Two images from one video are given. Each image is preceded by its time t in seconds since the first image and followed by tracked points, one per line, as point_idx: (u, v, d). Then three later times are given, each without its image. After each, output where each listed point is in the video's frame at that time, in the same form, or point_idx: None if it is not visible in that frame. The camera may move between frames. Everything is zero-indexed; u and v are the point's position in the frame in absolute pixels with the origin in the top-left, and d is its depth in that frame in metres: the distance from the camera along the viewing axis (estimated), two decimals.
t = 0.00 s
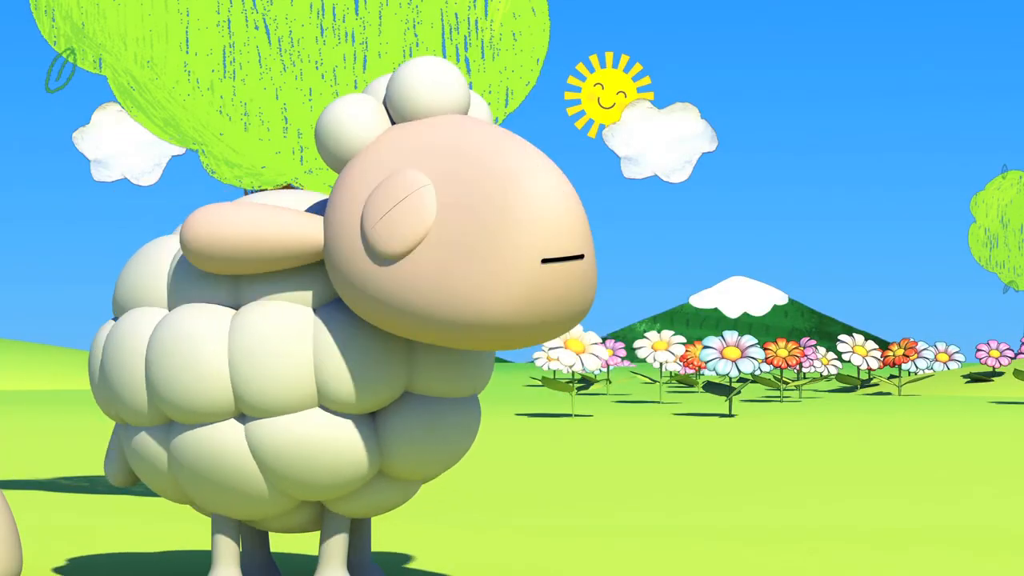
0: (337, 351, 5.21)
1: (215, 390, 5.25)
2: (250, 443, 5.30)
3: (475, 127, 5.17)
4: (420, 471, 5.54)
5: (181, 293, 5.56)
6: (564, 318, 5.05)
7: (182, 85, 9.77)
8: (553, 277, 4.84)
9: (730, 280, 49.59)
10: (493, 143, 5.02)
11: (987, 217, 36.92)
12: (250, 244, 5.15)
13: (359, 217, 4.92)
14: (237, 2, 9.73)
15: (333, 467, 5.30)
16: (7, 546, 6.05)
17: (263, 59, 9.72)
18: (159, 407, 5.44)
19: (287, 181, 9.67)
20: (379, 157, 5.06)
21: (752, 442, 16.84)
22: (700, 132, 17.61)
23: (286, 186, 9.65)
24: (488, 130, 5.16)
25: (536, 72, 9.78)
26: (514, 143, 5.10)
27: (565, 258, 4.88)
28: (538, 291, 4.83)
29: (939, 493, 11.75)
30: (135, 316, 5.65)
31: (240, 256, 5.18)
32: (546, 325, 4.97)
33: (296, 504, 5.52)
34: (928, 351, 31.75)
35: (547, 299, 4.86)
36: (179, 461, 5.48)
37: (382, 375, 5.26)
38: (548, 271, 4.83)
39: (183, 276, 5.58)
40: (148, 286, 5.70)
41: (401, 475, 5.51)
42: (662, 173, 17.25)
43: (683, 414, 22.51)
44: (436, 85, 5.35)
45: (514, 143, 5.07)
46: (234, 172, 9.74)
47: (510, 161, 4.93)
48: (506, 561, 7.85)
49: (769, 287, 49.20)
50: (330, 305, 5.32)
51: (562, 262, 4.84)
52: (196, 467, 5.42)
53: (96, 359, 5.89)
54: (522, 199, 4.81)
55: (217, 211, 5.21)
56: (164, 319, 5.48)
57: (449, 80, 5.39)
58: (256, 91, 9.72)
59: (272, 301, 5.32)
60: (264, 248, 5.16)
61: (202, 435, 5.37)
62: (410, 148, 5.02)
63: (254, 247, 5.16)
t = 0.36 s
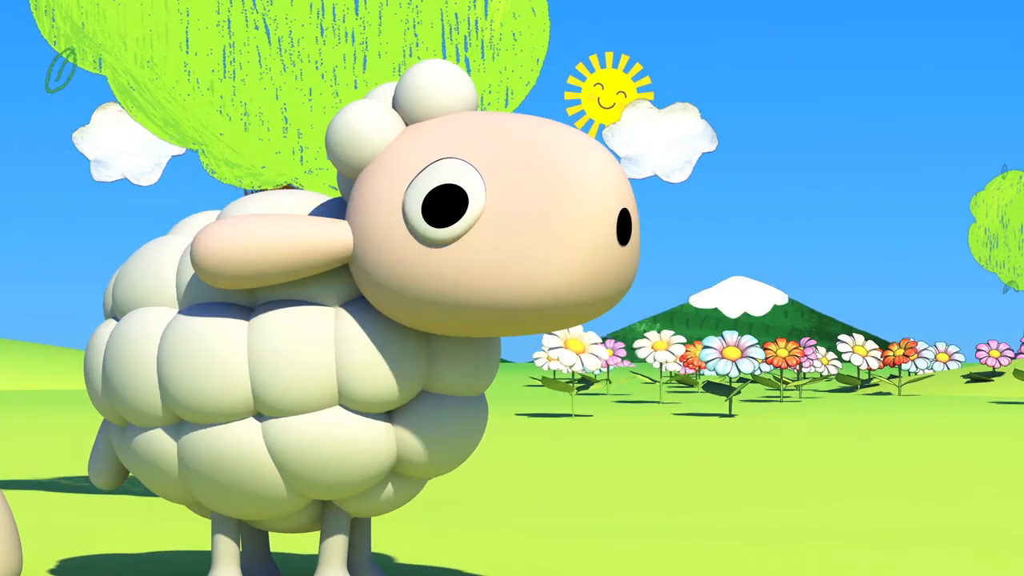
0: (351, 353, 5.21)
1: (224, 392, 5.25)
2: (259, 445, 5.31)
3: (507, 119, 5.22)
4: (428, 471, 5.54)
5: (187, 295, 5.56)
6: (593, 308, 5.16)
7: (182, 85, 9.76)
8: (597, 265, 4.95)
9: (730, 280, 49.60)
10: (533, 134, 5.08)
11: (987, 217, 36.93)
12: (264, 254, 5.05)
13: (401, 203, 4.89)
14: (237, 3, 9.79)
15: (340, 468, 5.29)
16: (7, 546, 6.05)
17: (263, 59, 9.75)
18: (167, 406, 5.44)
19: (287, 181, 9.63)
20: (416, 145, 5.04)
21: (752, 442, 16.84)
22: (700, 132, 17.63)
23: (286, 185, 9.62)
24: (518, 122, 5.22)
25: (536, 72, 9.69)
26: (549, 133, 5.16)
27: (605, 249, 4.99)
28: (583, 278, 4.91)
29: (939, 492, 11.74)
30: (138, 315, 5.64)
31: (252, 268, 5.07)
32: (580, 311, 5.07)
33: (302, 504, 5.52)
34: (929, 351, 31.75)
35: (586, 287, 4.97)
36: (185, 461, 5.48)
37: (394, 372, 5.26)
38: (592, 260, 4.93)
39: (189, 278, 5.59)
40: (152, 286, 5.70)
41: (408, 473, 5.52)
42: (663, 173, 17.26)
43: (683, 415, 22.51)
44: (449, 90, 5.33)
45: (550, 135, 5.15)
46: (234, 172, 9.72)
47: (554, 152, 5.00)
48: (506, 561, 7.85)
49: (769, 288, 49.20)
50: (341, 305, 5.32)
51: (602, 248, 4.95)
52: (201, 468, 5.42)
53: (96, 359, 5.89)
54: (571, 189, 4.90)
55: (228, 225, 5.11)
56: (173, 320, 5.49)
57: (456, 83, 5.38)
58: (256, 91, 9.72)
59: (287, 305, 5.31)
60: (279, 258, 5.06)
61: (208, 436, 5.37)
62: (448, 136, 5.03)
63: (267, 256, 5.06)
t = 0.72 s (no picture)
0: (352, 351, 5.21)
1: (225, 392, 5.25)
2: (260, 444, 5.31)
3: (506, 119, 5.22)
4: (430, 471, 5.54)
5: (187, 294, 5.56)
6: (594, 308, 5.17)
7: (182, 85, 9.76)
8: (597, 264, 4.95)
9: (730, 280, 49.61)
10: (533, 134, 5.08)
11: (987, 217, 36.92)
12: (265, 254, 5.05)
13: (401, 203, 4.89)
14: (237, 3, 9.79)
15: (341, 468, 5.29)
16: (7, 546, 6.05)
17: (263, 59, 9.75)
18: (168, 406, 5.44)
19: (287, 181, 9.63)
20: (415, 146, 5.04)
21: (752, 442, 16.84)
22: (700, 132, 17.63)
23: (286, 186, 9.62)
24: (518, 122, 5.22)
25: (536, 72, 9.69)
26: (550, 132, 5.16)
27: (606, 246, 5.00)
28: (583, 276, 4.92)
29: (940, 492, 11.74)
30: (139, 314, 5.65)
31: (254, 269, 5.08)
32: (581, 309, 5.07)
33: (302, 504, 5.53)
34: (929, 351, 31.74)
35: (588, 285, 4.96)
36: (184, 460, 5.49)
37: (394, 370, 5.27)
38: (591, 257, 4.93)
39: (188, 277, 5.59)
40: (151, 286, 5.71)
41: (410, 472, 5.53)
42: (663, 173, 17.25)
43: (683, 415, 22.51)
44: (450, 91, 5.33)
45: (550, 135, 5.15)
46: (234, 172, 9.72)
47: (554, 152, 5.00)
48: (506, 561, 7.85)
49: (769, 288, 49.21)
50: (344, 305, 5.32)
51: (602, 246, 4.95)
52: (200, 468, 5.42)
53: (96, 358, 5.89)
54: (570, 191, 4.90)
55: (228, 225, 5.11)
56: (172, 321, 5.49)
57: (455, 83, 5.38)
58: (256, 91, 9.72)
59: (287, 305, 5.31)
60: (279, 258, 5.06)
61: (208, 436, 5.37)
62: (448, 137, 5.02)
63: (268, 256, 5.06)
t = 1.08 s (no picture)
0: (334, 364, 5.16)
1: (211, 391, 5.25)
2: (245, 448, 5.30)
3: (519, 205, 4.90)
4: (410, 488, 5.49)
5: (182, 289, 5.54)
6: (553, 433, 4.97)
7: (182, 85, 9.75)
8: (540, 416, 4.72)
9: (730, 280, 49.63)
10: (529, 246, 4.75)
11: (987, 217, 36.93)
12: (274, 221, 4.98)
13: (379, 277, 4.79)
14: (237, 2, 9.74)
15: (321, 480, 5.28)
16: (7, 546, 6.04)
17: (263, 59, 9.74)
18: (157, 404, 5.45)
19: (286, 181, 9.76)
20: (420, 210, 4.85)
21: (752, 442, 16.85)
22: (700, 132, 17.61)
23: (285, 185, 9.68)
24: (531, 213, 4.89)
25: (536, 72, 9.78)
26: (551, 245, 4.83)
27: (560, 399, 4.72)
28: (520, 423, 4.73)
29: (939, 493, 11.76)
30: (138, 307, 5.65)
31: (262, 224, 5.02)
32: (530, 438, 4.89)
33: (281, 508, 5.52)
34: (929, 351, 31.76)
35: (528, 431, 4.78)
36: (175, 458, 5.49)
37: (375, 396, 5.18)
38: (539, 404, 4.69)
39: (184, 271, 5.55)
40: (153, 278, 5.71)
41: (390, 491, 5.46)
42: (663, 173, 17.25)
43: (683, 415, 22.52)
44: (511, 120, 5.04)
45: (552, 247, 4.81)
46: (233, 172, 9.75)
47: (542, 283, 4.67)
48: (506, 562, 7.85)
49: (769, 288, 49.24)
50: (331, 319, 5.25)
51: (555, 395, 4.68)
52: (190, 466, 5.43)
53: (95, 346, 5.89)
54: (531, 339, 4.60)
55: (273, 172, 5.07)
56: (164, 315, 5.48)
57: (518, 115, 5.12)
58: (256, 91, 9.75)
59: (272, 308, 5.29)
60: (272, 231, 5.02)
61: (196, 435, 5.38)
62: (443, 217, 4.80)
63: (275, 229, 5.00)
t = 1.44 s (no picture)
0: (335, 363, 5.15)
1: (211, 392, 5.25)
2: (245, 448, 5.29)
3: (517, 207, 4.90)
4: (411, 488, 5.49)
5: (182, 288, 5.54)
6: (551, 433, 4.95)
7: (182, 85, 9.75)
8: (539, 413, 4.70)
9: (730, 280, 49.65)
10: (524, 247, 4.74)
11: (987, 217, 36.92)
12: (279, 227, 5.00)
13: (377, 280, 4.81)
14: (237, 2, 9.74)
15: (323, 478, 5.28)
16: (7, 546, 6.04)
17: (263, 59, 9.74)
18: (158, 405, 5.45)
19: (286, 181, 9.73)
20: (422, 210, 4.85)
21: (752, 442, 16.85)
22: (700, 132, 17.60)
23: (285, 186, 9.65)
24: (528, 214, 4.89)
25: (536, 72, 9.78)
26: (546, 245, 4.81)
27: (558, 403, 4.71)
28: (517, 424, 4.72)
29: (940, 492, 11.76)
30: (138, 307, 5.65)
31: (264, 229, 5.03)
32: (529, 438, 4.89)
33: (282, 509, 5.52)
34: (929, 351, 31.75)
35: (526, 432, 4.78)
36: (175, 459, 5.49)
37: (376, 395, 5.18)
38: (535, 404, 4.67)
39: (184, 270, 5.55)
40: (153, 279, 5.71)
41: (391, 491, 5.46)
42: (663, 173, 17.25)
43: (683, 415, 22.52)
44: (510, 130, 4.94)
45: (548, 250, 4.79)
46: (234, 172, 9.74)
47: (532, 282, 4.66)
48: (506, 562, 7.86)
49: (769, 288, 49.25)
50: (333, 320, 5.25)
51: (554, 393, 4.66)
52: (190, 466, 5.43)
53: (95, 346, 5.89)
54: (523, 340, 4.59)
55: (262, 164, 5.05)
56: (164, 314, 5.48)
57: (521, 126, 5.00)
58: (256, 91, 9.75)
59: (270, 309, 5.28)
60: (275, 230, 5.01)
61: (197, 435, 5.38)
62: (441, 218, 4.81)
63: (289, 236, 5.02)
